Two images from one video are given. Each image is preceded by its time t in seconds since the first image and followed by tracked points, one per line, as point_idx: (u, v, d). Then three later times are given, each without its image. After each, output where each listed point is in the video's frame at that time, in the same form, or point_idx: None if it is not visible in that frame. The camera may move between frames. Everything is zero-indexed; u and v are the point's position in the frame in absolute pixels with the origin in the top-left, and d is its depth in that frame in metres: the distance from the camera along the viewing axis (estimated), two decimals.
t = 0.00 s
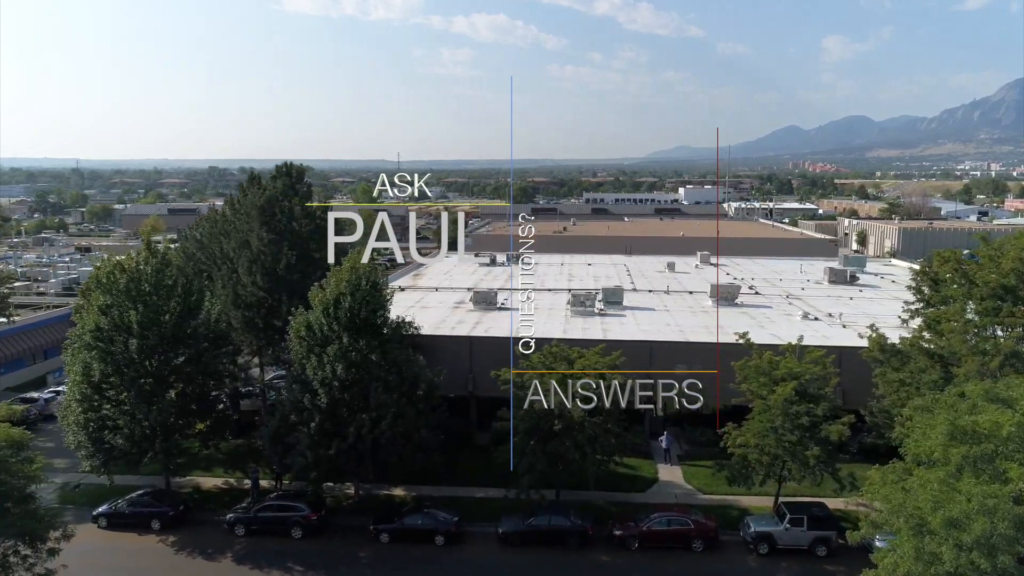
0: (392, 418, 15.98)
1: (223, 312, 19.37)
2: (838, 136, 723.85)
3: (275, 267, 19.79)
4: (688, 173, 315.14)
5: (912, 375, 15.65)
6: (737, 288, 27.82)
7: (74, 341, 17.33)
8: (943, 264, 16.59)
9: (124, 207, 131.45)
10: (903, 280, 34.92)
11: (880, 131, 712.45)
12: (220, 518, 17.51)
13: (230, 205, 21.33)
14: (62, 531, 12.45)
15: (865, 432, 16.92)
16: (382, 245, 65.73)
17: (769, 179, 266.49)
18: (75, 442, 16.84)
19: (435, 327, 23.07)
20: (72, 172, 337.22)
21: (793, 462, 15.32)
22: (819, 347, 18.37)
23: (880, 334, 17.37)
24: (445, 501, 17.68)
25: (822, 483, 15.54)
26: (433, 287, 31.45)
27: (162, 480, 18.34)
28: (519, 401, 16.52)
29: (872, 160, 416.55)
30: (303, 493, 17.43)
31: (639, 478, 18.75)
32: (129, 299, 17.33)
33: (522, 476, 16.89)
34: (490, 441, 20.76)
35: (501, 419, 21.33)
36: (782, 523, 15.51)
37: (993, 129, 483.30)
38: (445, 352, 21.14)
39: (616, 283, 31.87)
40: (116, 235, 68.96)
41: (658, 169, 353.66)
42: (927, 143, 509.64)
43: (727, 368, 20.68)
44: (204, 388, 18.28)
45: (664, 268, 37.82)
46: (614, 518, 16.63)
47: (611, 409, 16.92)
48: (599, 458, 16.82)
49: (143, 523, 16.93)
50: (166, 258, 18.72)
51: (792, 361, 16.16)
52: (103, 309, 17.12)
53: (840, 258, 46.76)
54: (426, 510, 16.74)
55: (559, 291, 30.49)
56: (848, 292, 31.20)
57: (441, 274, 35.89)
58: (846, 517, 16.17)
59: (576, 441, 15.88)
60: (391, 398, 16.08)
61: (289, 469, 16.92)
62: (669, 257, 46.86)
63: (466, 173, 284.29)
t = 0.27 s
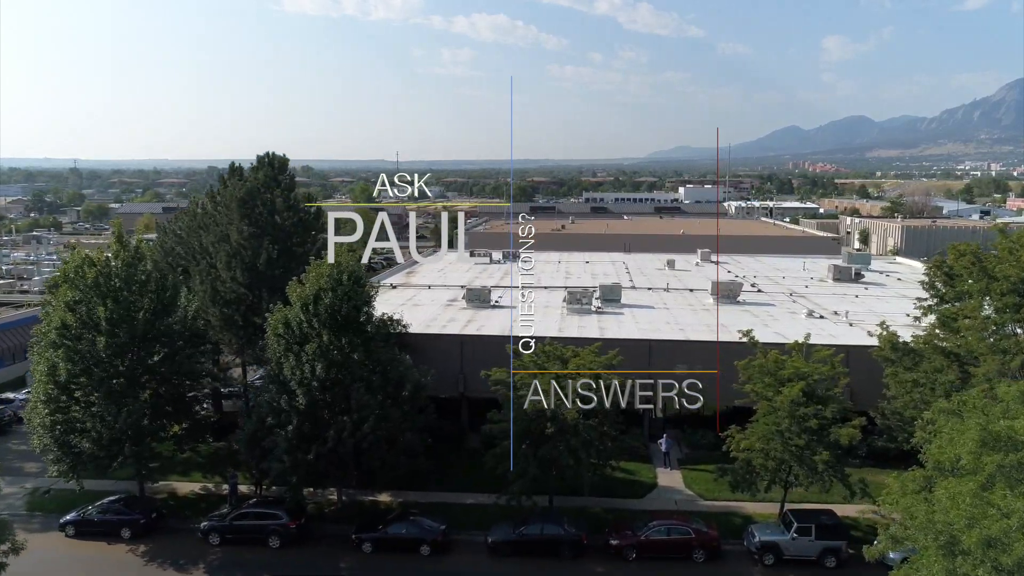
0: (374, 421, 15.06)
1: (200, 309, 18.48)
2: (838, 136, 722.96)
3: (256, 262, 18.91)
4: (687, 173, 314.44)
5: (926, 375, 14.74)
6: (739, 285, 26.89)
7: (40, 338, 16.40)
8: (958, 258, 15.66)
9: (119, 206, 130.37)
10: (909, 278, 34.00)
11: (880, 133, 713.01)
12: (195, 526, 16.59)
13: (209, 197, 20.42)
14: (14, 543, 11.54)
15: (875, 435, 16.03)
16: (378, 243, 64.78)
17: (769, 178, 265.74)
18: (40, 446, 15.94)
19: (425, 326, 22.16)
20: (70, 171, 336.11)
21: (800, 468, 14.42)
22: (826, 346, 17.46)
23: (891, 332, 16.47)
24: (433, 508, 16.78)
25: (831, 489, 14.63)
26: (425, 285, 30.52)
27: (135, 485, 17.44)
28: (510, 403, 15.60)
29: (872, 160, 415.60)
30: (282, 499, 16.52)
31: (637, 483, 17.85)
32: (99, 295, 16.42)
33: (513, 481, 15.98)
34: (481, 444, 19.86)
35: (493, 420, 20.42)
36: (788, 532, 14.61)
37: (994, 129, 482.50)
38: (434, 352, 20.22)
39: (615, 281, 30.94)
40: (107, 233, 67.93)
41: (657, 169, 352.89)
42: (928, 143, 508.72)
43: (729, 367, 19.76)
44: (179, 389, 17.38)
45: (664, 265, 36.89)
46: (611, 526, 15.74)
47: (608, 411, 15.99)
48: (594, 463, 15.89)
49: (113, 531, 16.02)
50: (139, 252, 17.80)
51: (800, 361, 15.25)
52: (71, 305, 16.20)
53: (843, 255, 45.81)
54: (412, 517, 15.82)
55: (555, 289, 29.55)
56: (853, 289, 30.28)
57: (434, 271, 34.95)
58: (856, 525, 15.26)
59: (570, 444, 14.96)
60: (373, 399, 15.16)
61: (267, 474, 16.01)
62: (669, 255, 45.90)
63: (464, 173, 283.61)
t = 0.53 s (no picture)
0: (354, 422, 14.13)
1: (175, 304, 17.60)
2: (838, 136, 722.18)
3: (234, 255, 18.02)
4: (687, 173, 313.43)
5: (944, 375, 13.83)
6: (741, 282, 25.98)
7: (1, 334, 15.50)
8: (976, 250, 14.75)
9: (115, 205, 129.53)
10: (915, 275, 33.13)
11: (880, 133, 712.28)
12: (167, 533, 15.67)
13: (188, 187, 19.53)
14: None
15: (887, 438, 15.12)
16: (374, 241, 63.85)
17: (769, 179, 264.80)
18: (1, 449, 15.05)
19: (414, 323, 21.26)
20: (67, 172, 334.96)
21: (809, 473, 13.50)
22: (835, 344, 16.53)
23: (904, 329, 15.56)
24: (418, 515, 15.86)
25: (842, 496, 13.73)
26: (417, 282, 29.59)
27: (105, 490, 16.51)
28: (500, 404, 14.68)
29: (872, 160, 414.75)
30: (259, 505, 15.60)
31: (635, 489, 16.92)
32: (64, 289, 15.52)
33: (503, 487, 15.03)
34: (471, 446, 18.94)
35: (484, 422, 19.52)
36: (795, 542, 13.70)
37: (994, 130, 481.75)
38: (424, 350, 19.31)
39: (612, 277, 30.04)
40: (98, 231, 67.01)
41: (657, 169, 351.65)
42: (928, 143, 508.39)
43: (732, 367, 18.84)
44: (152, 389, 16.52)
45: (663, 262, 35.98)
46: (606, 534, 14.83)
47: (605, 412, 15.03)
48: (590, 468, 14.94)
49: (79, 540, 15.09)
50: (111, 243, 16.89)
51: (808, 359, 14.33)
52: (35, 300, 15.32)
53: (846, 253, 44.92)
54: (395, 525, 14.86)
55: (551, 286, 28.65)
56: (858, 286, 29.40)
57: (428, 268, 34.01)
58: (867, 534, 14.36)
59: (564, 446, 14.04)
60: (353, 400, 14.22)
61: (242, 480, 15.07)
62: (668, 253, 45.01)
63: (464, 173, 282.74)
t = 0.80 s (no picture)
0: (331, 423, 13.24)
1: (147, 299, 16.71)
2: (837, 136, 722.23)
3: (209, 248, 17.13)
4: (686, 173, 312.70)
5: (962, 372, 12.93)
6: (743, 277, 25.05)
7: None
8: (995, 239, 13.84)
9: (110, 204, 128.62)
10: (921, 271, 32.24)
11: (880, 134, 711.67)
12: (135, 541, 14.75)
13: (162, 176, 18.63)
14: None
15: (899, 440, 14.22)
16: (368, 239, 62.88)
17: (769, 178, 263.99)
18: None
19: (401, 319, 20.34)
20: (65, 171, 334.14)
21: (818, 477, 12.59)
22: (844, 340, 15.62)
23: (917, 324, 14.65)
24: (402, 521, 14.96)
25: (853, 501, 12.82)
26: (408, 278, 28.67)
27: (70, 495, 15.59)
28: (488, 403, 13.74)
29: (872, 160, 413.97)
30: (233, 511, 14.69)
31: (632, 493, 16.00)
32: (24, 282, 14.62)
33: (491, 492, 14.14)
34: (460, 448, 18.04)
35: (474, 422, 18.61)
36: (804, 551, 12.79)
37: (993, 130, 481.19)
38: (410, 346, 18.40)
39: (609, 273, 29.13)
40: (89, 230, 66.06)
41: (656, 169, 350.88)
42: (927, 143, 507.76)
43: (734, 365, 17.93)
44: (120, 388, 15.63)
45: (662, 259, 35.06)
46: (601, 542, 13.92)
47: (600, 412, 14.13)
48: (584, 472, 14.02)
49: (39, 548, 14.16)
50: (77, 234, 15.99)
51: (817, 356, 13.42)
52: None
53: (848, 251, 44.02)
54: (376, 532, 13.95)
55: (546, 282, 27.73)
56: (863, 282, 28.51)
57: (420, 265, 33.08)
58: (878, 542, 13.46)
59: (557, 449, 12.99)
60: (331, 399, 13.33)
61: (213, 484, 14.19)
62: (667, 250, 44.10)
63: (462, 172, 281.82)
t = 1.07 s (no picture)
0: (305, 422, 12.32)
1: (116, 291, 15.81)
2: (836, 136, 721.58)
3: (183, 238, 16.22)
4: (686, 172, 311.84)
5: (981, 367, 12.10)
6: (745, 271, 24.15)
7: None
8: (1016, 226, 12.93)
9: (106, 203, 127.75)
10: (927, 267, 31.34)
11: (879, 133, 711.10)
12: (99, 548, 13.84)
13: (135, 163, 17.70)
14: None
15: (914, 440, 13.32)
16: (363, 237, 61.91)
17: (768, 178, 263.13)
18: None
19: (388, 314, 19.43)
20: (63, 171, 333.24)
21: (828, 480, 11.69)
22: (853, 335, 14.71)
23: (933, 317, 13.73)
24: (384, 527, 14.06)
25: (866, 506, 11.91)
26: (398, 273, 27.72)
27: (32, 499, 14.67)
28: (475, 402, 12.82)
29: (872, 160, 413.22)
30: (203, 516, 13.79)
31: (630, 497, 15.09)
32: None
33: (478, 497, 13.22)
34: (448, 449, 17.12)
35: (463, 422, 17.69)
36: (814, 559, 11.88)
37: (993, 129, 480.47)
38: (396, 342, 17.48)
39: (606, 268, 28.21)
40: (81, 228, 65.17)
41: (655, 168, 350.00)
42: (927, 143, 507.13)
43: (736, 361, 17.05)
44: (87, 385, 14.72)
45: (661, 254, 34.14)
46: (595, 549, 13.00)
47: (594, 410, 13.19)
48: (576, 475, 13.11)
49: None
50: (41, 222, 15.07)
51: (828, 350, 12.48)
52: None
53: (851, 247, 43.10)
54: (354, 539, 13.03)
55: (541, 277, 26.80)
56: (868, 277, 27.61)
57: (412, 260, 32.14)
58: (892, 549, 12.55)
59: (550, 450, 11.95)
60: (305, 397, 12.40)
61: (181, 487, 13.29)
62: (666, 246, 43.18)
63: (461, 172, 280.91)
